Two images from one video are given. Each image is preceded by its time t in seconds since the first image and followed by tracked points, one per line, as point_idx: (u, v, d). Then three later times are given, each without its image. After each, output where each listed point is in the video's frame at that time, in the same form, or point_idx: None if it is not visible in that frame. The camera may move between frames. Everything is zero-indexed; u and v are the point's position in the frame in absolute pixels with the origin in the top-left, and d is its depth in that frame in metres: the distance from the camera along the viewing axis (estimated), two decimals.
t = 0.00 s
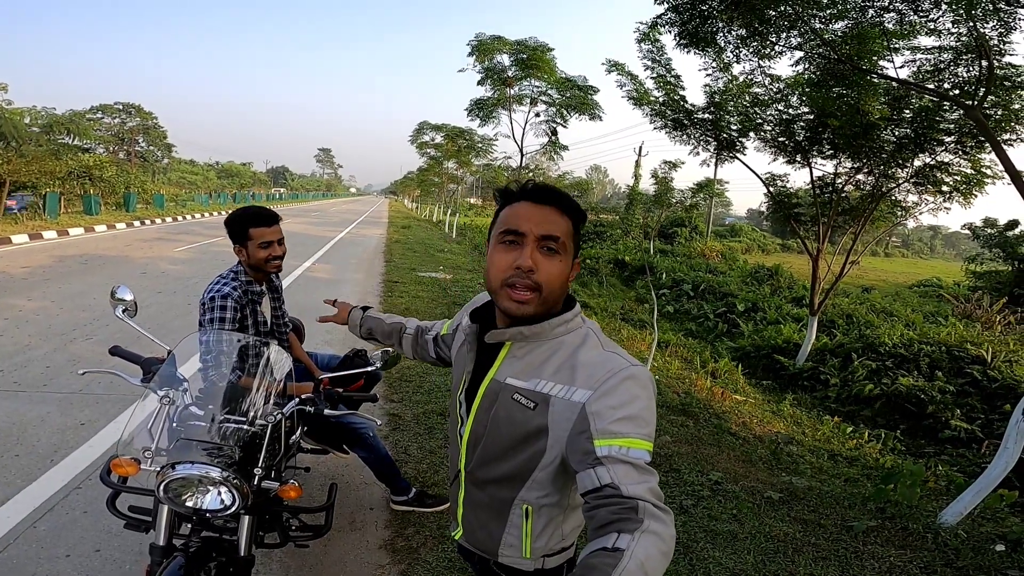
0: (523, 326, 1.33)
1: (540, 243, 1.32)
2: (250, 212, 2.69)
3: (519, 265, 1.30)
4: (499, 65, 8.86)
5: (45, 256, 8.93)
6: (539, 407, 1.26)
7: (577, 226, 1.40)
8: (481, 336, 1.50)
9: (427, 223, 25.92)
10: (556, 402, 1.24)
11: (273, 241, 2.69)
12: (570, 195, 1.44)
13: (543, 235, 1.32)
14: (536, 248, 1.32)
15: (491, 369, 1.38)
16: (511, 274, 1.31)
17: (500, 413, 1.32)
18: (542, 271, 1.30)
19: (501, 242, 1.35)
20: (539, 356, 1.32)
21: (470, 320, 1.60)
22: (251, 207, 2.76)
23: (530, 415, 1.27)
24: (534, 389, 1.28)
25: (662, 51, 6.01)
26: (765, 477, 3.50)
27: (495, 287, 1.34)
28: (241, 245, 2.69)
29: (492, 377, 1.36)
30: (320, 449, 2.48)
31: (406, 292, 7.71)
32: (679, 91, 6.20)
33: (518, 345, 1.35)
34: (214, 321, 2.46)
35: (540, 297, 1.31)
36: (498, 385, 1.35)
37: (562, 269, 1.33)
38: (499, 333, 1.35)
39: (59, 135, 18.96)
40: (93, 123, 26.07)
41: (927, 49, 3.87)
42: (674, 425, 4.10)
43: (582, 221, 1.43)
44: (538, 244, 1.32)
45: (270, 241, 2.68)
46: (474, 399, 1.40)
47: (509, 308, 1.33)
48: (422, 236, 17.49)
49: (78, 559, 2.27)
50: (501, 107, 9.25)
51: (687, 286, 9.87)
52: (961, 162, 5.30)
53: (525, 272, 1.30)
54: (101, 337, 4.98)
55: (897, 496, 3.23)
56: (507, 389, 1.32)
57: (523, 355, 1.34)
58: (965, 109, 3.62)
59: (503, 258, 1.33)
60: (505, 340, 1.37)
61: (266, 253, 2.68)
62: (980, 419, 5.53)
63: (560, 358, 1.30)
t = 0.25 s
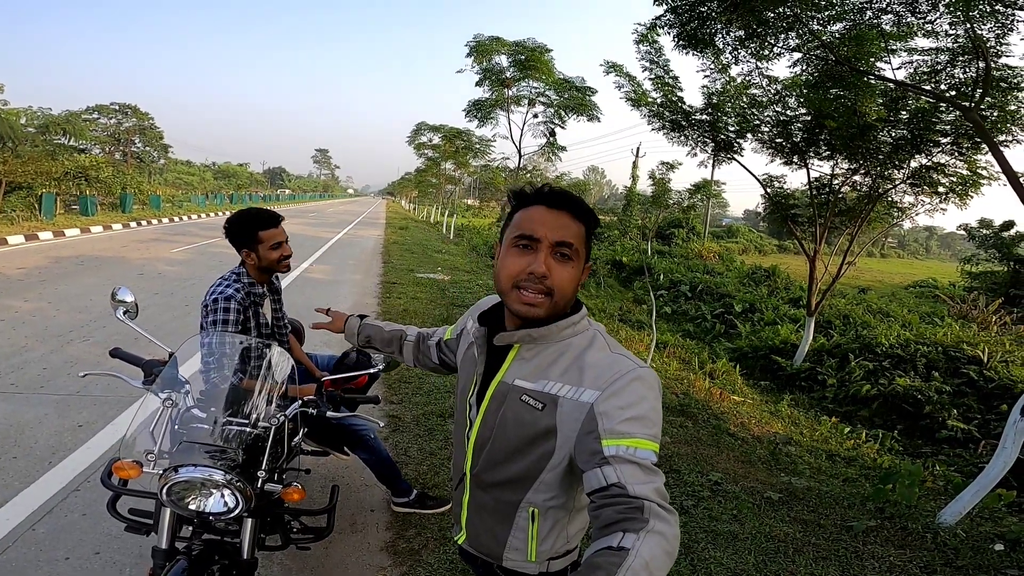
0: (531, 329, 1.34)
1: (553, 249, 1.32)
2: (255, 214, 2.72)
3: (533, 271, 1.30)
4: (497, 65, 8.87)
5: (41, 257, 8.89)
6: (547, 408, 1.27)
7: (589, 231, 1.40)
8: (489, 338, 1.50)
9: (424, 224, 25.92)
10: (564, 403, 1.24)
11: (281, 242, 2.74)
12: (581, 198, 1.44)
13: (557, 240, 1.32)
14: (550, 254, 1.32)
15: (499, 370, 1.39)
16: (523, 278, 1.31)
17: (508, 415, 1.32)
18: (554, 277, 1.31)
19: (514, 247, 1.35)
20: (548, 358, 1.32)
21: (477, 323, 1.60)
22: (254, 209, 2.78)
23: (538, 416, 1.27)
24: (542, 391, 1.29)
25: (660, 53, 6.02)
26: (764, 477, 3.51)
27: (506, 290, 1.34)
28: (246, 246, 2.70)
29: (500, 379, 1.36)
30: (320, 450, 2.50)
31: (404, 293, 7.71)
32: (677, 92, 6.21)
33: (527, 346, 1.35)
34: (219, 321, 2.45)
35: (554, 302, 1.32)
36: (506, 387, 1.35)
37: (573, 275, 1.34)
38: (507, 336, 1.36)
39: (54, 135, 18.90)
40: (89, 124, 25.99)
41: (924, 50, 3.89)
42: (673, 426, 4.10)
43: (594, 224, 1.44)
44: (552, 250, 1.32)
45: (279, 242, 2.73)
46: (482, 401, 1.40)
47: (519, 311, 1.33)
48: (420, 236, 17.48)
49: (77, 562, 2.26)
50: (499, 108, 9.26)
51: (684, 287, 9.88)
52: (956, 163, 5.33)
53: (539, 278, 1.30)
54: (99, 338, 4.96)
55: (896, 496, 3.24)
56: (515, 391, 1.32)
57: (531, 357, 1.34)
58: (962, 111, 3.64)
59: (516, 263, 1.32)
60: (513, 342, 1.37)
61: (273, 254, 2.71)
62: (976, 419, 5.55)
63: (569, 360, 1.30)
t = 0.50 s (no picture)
0: (531, 336, 1.34)
1: (521, 246, 1.36)
2: (252, 219, 2.72)
3: (503, 270, 1.34)
4: (495, 67, 8.88)
5: (37, 261, 8.85)
6: (548, 416, 1.26)
7: (560, 227, 1.43)
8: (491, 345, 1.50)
9: (422, 226, 25.91)
10: (566, 410, 1.24)
11: (278, 248, 2.72)
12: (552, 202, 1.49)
13: (522, 239, 1.36)
14: (518, 253, 1.35)
15: (501, 378, 1.38)
16: (498, 282, 1.34)
17: (509, 422, 1.31)
18: (527, 273, 1.33)
19: (488, 256, 1.41)
20: (550, 365, 1.32)
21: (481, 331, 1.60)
22: (251, 215, 2.77)
23: (540, 424, 1.27)
24: (544, 398, 1.28)
25: (657, 54, 6.02)
26: (764, 479, 3.50)
27: (488, 300, 1.38)
28: (244, 252, 2.69)
29: (502, 386, 1.36)
30: (319, 455, 2.50)
31: (403, 296, 7.70)
32: (674, 93, 6.22)
33: (528, 354, 1.35)
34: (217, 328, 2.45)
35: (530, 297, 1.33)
36: (507, 394, 1.35)
37: (546, 268, 1.35)
38: (507, 343, 1.35)
39: (50, 138, 18.85)
40: (85, 127, 25.91)
41: (920, 51, 3.89)
42: (673, 428, 4.10)
43: (567, 223, 1.47)
44: (519, 249, 1.36)
45: (276, 247, 2.71)
46: (483, 408, 1.40)
47: (504, 316, 1.35)
48: (417, 238, 17.46)
49: (77, 568, 2.25)
50: (497, 110, 9.26)
51: (682, 289, 9.89)
52: (953, 164, 5.34)
53: (510, 275, 1.33)
54: (96, 343, 4.94)
55: (896, 497, 3.24)
56: (517, 398, 1.31)
57: (533, 364, 1.34)
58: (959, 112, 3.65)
59: (491, 270, 1.37)
60: (513, 350, 1.37)
61: (271, 260, 2.70)
62: (974, 419, 5.56)
63: (570, 367, 1.30)
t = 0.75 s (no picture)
0: (524, 328, 1.36)
1: (522, 236, 1.38)
2: (247, 217, 2.72)
3: (502, 256, 1.36)
4: (491, 68, 8.89)
5: (32, 261, 8.82)
6: (540, 407, 1.28)
7: (565, 223, 1.44)
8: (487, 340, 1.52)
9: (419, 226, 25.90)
10: (557, 401, 1.25)
11: (275, 245, 2.73)
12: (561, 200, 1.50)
13: (524, 229, 1.38)
14: (520, 242, 1.38)
15: (495, 371, 1.40)
16: (496, 266, 1.36)
17: (502, 414, 1.33)
18: (525, 261, 1.35)
19: (491, 244, 1.43)
20: (542, 357, 1.34)
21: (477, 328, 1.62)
22: (247, 212, 2.77)
23: (532, 415, 1.28)
24: (536, 390, 1.30)
25: (653, 54, 6.04)
26: (761, 476, 3.52)
27: (485, 282, 1.39)
28: (240, 250, 2.69)
29: (495, 379, 1.38)
30: (316, 454, 2.51)
31: (400, 296, 7.69)
32: (670, 93, 6.23)
33: (521, 347, 1.37)
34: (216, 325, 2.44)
35: (526, 284, 1.34)
36: (501, 387, 1.36)
37: (545, 260, 1.37)
38: (501, 336, 1.38)
39: (45, 139, 18.78)
40: (81, 128, 25.83)
41: (913, 50, 3.91)
42: (669, 427, 4.12)
43: (574, 220, 1.48)
44: (521, 238, 1.38)
45: (272, 244, 2.71)
46: (477, 402, 1.42)
47: (498, 300, 1.37)
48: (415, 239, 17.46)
49: (74, 566, 2.25)
50: (494, 110, 9.27)
51: (679, 288, 9.91)
52: (947, 163, 5.36)
53: (507, 261, 1.35)
54: (92, 343, 4.93)
55: (892, 494, 3.26)
56: (510, 391, 1.33)
57: (525, 357, 1.35)
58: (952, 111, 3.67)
59: (492, 254, 1.39)
60: (507, 343, 1.39)
61: (267, 257, 2.70)
62: (969, 417, 5.59)
63: (562, 359, 1.32)
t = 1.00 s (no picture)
0: (523, 327, 1.38)
1: (521, 238, 1.39)
2: (242, 214, 2.72)
3: (499, 257, 1.37)
4: (489, 68, 8.89)
5: (29, 263, 8.80)
6: (538, 405, 1.29)
7: (565, 225, 1.45)
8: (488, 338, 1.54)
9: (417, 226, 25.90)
10: (555, 399, 1.27)
11: (264, 241, 2.70)
12: (564, 199, 1.50)
13: (524, 230, 1.39)
14: (517, 243, 1.39)
15: (494, 368, 1.42)
16: (493, 266, 1.38)
17: (501, 412, 1.34)
18: (521, 263, 1.36)
19: (490, 243, 1.45)
20: (541, 355, 1.35)
21: (478, 326, 1.64)
22: (244, 211, 2.78)
23: (530, 413, 1.30)
24: (534, 387, 1.31)
25: (650, 54, 6.05)
26: (758, 474, 3.53)
27: (483, 281, 1.42)
28: (233, 249, 2.70)
29: (495, 376, 1.39)
30: (316, 452, 2.50)
31: (397, 296, 7.70)
32: (667, 93, 6.25)
33: (521, 345, 1.39)
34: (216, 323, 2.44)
35: (522, 286, 1.36)
36: (499, 385, 1.38)
37: (542, 261, 1.38)
38: (500, 334, 1.40)
39: (40, 140, 18.72)
40: (77, 129, 25.77)
41: (908, 50, 3.93)
42: (667, 425, 4.13)
43: (575, 221, 1.48)
44: (519, 239, 1.39)
45: (261, 240, 2.69)
46: (476, 400, 1.43)
47: (494, 299, 1.38)
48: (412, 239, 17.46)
49: (75, 566, 2.25)
50: (491, 110, 9.28)
51: (676, 288, 9.93)
52: (942, 163, 5.38)
53: (503, 262, 1.37)
54: (90, 343, 4.93)
55: (888, 492, 3.28)
56: (509, 388, 1.34)
57: (524, 355, 1.37)
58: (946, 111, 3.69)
59: (490, 254, 1.41)
60: (507, 341, 1.41)
61: (257, 254, 2.68)
62: (965, 415, 5.62)
63: (561, 357, 1.33)
